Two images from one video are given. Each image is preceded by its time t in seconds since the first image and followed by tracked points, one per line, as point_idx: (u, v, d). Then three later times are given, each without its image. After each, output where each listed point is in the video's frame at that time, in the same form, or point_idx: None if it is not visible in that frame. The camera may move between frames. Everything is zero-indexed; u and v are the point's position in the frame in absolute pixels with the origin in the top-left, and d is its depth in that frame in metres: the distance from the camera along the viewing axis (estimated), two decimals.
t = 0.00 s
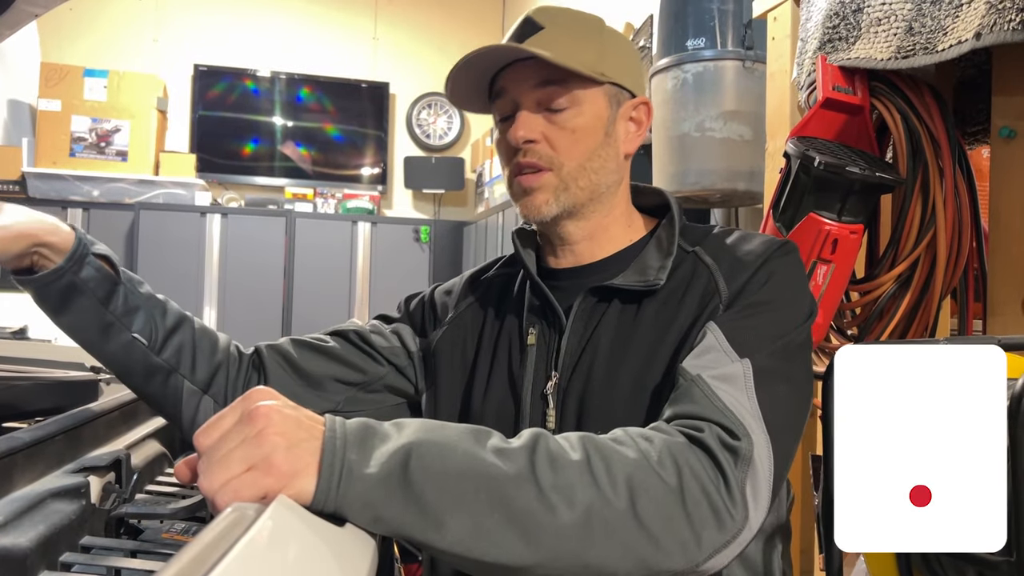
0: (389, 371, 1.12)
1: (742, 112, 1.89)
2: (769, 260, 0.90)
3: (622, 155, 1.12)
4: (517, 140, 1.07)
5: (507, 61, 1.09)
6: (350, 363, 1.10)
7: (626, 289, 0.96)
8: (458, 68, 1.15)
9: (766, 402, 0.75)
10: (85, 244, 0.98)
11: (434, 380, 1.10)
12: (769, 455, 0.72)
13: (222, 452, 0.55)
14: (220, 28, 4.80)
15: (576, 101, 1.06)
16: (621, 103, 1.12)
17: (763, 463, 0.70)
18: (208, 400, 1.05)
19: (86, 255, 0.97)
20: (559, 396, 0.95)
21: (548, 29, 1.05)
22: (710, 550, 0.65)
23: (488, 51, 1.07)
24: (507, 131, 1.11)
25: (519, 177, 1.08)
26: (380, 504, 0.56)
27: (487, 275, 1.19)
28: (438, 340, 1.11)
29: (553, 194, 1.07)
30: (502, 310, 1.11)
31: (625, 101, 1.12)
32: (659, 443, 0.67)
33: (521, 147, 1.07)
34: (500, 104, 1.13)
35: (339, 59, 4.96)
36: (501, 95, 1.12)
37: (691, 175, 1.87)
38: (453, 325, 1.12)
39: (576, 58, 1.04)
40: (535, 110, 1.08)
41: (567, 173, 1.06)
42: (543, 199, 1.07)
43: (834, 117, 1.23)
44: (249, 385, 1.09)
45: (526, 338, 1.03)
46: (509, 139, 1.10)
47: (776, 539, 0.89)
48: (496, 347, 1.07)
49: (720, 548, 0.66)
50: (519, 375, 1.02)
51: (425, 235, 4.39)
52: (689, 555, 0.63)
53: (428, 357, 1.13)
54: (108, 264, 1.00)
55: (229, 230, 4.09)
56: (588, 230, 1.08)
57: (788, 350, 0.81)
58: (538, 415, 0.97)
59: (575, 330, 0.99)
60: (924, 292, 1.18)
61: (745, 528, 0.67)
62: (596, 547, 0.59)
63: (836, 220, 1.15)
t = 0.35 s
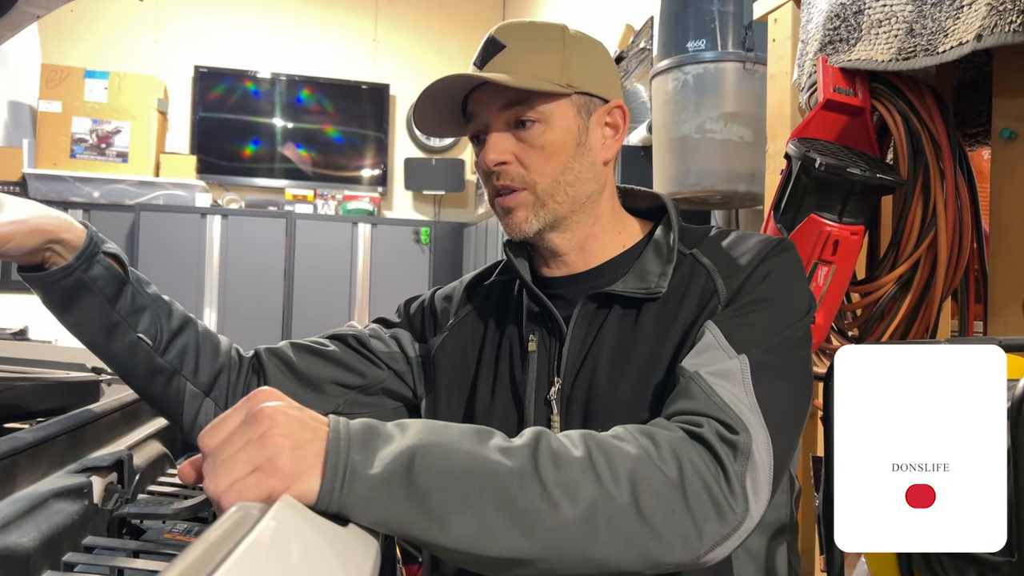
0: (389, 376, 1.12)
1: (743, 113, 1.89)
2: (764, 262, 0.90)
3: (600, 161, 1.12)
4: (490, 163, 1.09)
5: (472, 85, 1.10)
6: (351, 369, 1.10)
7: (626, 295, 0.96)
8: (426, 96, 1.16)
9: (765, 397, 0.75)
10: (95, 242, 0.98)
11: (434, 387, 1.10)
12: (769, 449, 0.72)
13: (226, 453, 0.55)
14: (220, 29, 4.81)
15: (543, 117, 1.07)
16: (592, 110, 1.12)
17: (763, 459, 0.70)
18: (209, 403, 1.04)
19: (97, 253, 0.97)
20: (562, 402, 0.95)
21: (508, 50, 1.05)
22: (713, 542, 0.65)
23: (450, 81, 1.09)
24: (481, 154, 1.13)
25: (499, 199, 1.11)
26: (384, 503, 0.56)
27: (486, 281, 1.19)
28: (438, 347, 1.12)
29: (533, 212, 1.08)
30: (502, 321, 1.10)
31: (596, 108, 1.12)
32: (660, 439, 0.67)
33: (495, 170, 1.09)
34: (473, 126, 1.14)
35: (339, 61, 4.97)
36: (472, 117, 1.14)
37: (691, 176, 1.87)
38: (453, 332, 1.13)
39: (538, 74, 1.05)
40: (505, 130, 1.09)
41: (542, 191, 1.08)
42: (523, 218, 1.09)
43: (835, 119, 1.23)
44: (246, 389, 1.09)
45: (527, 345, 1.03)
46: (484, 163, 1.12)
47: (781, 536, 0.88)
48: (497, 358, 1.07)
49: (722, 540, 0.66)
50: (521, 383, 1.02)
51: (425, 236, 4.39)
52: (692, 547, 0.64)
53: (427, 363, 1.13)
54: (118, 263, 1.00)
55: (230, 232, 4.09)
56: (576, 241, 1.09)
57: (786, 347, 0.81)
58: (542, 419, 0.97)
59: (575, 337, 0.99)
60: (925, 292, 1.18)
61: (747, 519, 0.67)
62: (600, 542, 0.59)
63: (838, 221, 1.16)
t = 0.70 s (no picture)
0: (389, 379, 1.12)
1: (742, 115, 1.89)
2: (767, 265, 0.90)
3: (607, 164, 1.12)
4: (498, 161, 1.09)
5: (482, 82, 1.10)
6: (351, 371, 1.10)
7: (630, 297, 0.96)
8: (435, 91, 1.15)
9: (766, 398, 0.75)
10: (99, 249, 0.99)
11: (435, 387, 1.10)
12: (770, 450, 0.72)
13: (227, 453, 0.55)
14: (220, 31, 4.81)
15: (553, 116, 1.07)
16: (601, 112, 1.12)
17: (764, 461, 0.70)
18: (210, 406, 1.04)
19: (100, 261, 0.98)
20: (566, 404, 0.95)
21: (519, 48, 1.05)
22: (714, 542, 0.65)
23: (460, 77, 1.09)
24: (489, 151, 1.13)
25: (506, 198, 1.11)
26: (385, 504, 0.56)
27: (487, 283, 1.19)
28: (439, 349, 1.11)
29: (541, 213, 1.08)
30: (505, 322, 1.10)
31: (606, 109, 1.13)
32: (661, 440, 0.67)
33: (502, 167, 1.09)
34: (481, 123, 1.14)
35: (339, 63, 4.97)
36: (480, 115, 1.14)
37: (691, 177, 1.88)
38: (455, 333, 1.12)
39: (549, 73, 1.05)
40: (514, 128, 1.09)
41: (550, 190, 1.08)
42: (529, 218, 1.09)
43: (835, 120, 1.24)
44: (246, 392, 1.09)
45: (529, 346, 1.03)
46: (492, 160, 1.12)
47: (782, 538, 0.88)
48: (501, 358, 1.07)
49: (723, 540, 0.66)
50: (524, 384, 1.02)
51: (425, 238, 4.40)
52: (693, 547, 0.64)
53: (428, 366, 1.12)
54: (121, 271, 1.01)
55: (230, 233, 4.09)
56: (582, 242, 1.08)
57: (787, 348, 0.81)
58: (545, 421, 0.97)
59: (579, 338, 0.99)
60: (925, 294, 1.18)
61: (748, 517, 0.67)
62: (601, 542, 0.59)
63: (838, 223, 1.16)
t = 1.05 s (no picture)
0: (386, 379, 1.12)
1: (741, 117, 1.89)
2: (770, 266, 0.90)
3: (616, 165, 1.12)
4: (505, 152, 1.09)
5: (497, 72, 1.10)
6: (350, 372, 1.10)
7: (630, 298, 0.96)
8: (448, 78, 1.16)
9: (766, 403, 0.75)
10: (107, 240, 0.98)
11: (434, 387, 1.10)
12: (770, 457, 0.72)
13: (222, 455, 0.55)
14: (220, 34, 4.81)
15: (566, 111, 1.07)
16: (613, 111, 1.12)
17: (763, 466, 0.70)
18: (210, 404, 1.04)
19: (108, 251, 0.97)
20: (564, 405, 0.95)
21: (536, 41, 1.05)
22: (712, 548, 0.65)
23: (475, 64, 1.09)
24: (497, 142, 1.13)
25: (511, 189, 1.11)
26: (381, 508, 0.56)
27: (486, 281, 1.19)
28: (438, 347, 1.11)
29: (544, 207, 1.08)
30: (505, 321, 1.10)
31: (618, 109, 1.13)
32: (659, 445, 0.67)
33: (509, 158, 1.09)
34: (491, 113, 1.14)
35: (338, 65, 4.97)
36: (491, 105, 1.14)
37: (690, 179, 1.88)
38: (453, 332, 1.12)
39: (565, 69, 1.05)
40: (525, 120, 1.10)
41: (557, 185, 1.08)
42: (534, 211, 1.08)
43: (832, 122, 1.24)
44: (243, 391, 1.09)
45: (528, 346, 1.03)
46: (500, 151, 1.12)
47: (778, 540, 0.88)
48: (498, 355, 1.07)
49: (721, 547, 0.66)
50: (522, 385, 1.02)
51: (424, 240, 4.40)
52: (690, 554, 0.64)
53: (425, 365, 1.13)
54: (129, 263, 1.00)
55: (230, 235, 4.09)
56: (584, 245, 1.08)
57: (787, 353, 0.81)
58: (543, 423, 0.97)
59: (578, 338, 0.98)
60: (922, 297, 1.18)
61: (746, 525, 0.67)
62: (597, 549, 0.59)
63: (835, 224, 1.16)
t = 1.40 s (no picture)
0: (384, 380, 1.12)
1: (739, 118, 1.89)
2: (776, 272, 0.91)
3: (628, 169, 1.12)
4: (522, 151, 1.07)
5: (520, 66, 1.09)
6: (348, 374, 1.10)
7: (631, 300, 0.96)
8: (471, 71, 1.14)
9: (767, 412, 0.75)
10: (97, 229, 0.97)
11: (432, 389, 1.10)
12: (770, 466, 0.72)
13: (217, 458, 0.55)
14: (220, 36, 4.81)
15: (587, 114, 1.06)
16: (632, 115, 1.12)
17: (762, 475, 0.70)
18: (201, 401, 1.04)
19: (96, 239, 0.96)
20: (563, 408, 0.95)
21: (560, 37, 1.05)
22: (707, 557, 0.65)
23: (499, 57, 1.07)
24: (513, 138, 1.11)
25: (524, 187, 1.09)
26: (379, 513, 0.56)
27: (485, 279, 1.19)
28: (437, 346, 1.11)
29: (556, 207, 1.07)
30: (503, 319, 1.10)
31: (637, 112, 1.13)
32: (657, 453, 0.67)
33: (526, 157, 1.07)
34: (507, 107, 1.12)
35: (337, 67, 4.97)
36: (509, 98, 1.12)
37: (689, 181, 1.88)
38: (451, 331, 1.12)
39: (588, 69, 1.04)
40: (544, 119, 1.08)
41: (569, 187, 1.07)
42: (545, 211, 1.07)
43: (829, 124, 1.24)
44: (241, 393, 1.08)
45: (527, 346, 1.03)
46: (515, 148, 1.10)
47: (774, 544, 0.88)
48: (496, 354, 1.07)
49: (716, 557, 0.66)
50: (519, 386, 1.02)
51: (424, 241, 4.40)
52: (685, 562, 0.64)
53: (425, 364, 1.13)
54: (118, 254, 0.99)
55: (229, 236, 4.09)
56: (590, 243, 1.09)
57: (788, 361, 0.81)
58: (541, 425, 0.97)
59: (577, 340, 0.98)
60: (919, 300, 1.18)
61: (744, 536, 0.67)
62: (591, 557, 0.59)
63: (833, 226, 1.16)
